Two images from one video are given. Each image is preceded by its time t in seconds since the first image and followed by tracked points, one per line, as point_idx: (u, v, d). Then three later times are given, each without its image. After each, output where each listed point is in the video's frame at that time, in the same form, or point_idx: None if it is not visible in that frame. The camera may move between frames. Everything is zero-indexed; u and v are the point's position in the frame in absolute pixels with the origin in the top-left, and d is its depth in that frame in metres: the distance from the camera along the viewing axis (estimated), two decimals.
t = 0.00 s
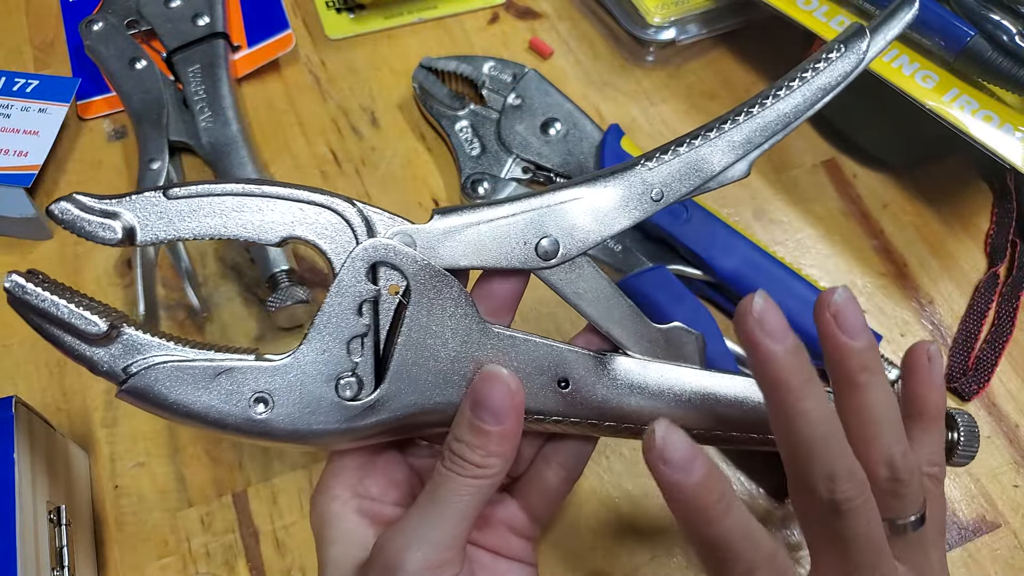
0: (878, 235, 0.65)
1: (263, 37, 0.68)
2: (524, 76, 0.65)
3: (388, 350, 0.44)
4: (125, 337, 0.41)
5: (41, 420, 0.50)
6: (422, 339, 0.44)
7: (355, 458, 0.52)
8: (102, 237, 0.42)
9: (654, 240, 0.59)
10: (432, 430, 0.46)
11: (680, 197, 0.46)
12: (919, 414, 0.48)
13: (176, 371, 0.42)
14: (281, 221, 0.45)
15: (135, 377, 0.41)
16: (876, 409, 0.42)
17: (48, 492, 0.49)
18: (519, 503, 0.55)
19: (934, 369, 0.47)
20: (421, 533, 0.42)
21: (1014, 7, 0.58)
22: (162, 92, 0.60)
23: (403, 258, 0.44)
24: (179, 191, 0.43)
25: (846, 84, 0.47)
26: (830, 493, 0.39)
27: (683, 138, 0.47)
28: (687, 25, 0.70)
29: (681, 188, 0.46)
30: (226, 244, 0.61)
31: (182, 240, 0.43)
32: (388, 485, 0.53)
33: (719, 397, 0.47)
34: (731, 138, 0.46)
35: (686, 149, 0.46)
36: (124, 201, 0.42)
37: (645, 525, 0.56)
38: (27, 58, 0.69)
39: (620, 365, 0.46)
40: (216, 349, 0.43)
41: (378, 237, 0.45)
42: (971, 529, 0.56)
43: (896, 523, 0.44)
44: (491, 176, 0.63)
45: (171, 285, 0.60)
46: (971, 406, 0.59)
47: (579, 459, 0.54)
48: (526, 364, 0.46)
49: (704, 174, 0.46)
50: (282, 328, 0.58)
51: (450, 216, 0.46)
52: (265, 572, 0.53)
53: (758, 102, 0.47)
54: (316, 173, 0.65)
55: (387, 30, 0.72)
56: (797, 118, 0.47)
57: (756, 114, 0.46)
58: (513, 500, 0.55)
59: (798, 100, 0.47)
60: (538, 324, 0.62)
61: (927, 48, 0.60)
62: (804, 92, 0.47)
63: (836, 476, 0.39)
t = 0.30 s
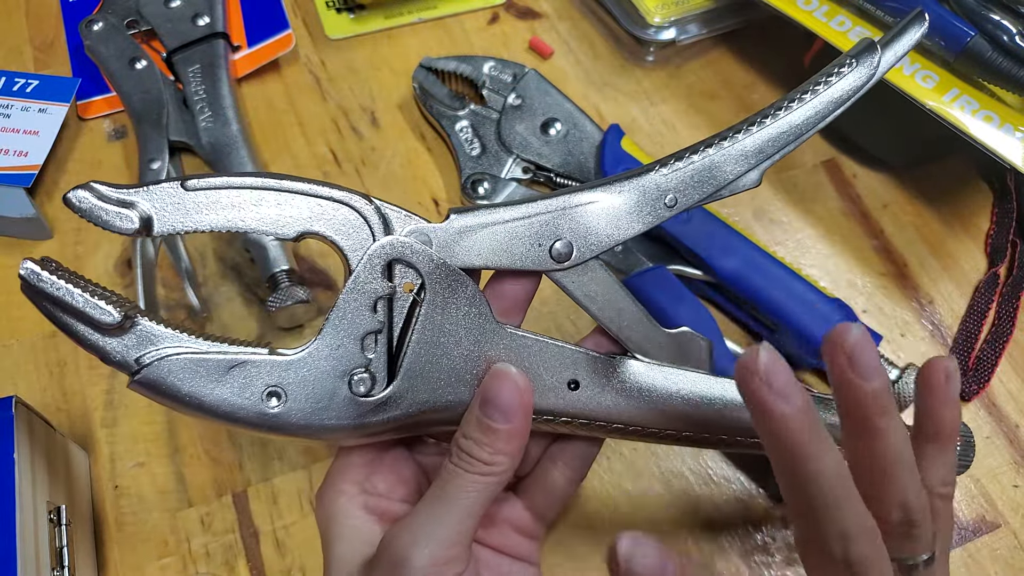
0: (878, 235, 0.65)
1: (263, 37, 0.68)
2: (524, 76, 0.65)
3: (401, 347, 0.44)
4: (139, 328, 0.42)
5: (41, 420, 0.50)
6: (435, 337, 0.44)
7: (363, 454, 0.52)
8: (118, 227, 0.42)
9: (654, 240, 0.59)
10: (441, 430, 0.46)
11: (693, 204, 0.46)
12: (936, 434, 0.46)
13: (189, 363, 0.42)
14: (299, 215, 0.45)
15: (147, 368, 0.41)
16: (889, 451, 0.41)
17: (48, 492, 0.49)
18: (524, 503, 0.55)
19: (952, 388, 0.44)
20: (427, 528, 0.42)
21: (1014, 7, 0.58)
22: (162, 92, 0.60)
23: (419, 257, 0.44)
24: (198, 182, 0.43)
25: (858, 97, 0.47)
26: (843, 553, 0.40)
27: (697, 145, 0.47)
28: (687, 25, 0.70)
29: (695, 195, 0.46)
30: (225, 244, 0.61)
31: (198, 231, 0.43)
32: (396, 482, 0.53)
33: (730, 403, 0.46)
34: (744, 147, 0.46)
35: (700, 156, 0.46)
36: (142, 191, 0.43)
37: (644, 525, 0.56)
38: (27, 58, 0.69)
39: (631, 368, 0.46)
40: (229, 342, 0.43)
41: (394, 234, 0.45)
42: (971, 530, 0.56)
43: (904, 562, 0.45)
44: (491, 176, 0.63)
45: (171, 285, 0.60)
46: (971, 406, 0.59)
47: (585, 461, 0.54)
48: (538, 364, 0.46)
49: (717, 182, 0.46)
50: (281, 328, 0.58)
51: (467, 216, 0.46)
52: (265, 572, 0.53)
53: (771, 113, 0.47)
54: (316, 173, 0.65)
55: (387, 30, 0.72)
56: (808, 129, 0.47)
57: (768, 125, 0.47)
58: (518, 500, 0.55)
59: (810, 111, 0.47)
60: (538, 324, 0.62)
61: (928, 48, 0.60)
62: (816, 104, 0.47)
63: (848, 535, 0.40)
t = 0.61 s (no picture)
0: (878, 235, 0.65)
1: (263, 37, 0.68)
2: (524, 76, 0.65)
3: (399, 347, 0.44)
4: (137, 328, 0.41)
5: (41, 420, 0.50)
6: (434, 337, 0.44)
7: (361, 454, 0.52)
8: (117, 227, 0.42)
9: (653, 240, 0.59)
10: (439, 429, 0.46)
11: (690, 204, 0.46)
12: (898, 410, 0.45)
13: (188, 363, 0.42)
14: (297, 216, 0.45)
15: (146, 368, 0.41)
16: (831, 409, 0.40)
17: (48, 492, 0.49)
18: (522, 503, 0.55)
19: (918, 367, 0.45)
20: (424, 527, 0.42)
21: (1014, 7, 0.58)
22: (162, 92, 0.60)
23: (417, 257, 0.44)
24: (195, 183, 0.43)
25: (855, 97, 0.47)
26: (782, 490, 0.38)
27: (694, 145, 0.47)
28: (687, 25, 0.70)
29: (692, 195, 0.46)
30: (225, 244, 0.61)
31: (196, 232, 0.43)
32: (394, 481, 0.53)
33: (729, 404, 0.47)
34: (741, 147, 0.46)
35: (697, 156, 0.46)
36: (140, 191, 0.43)
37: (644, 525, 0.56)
38: (27, 58, 0.69)
39: (629, 367, 0.46)
40: (227, 342, 0.43)
41: (393, 235, 0.45)
42: (971, 530, 0.56)
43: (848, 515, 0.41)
44: (491, 176, 0.62)
45: (171, 285, 0.60)
46: (971, 406, 0.59)
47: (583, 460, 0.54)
48: (536, 363, 0.45)
49: (715, 182, 0.46)
50: (281, 328, 0.58)
51: (466, 216, 0.46)
52: (265, 572, 0.53)
53: (768, 113, 0.47)
54: (316, 173, 0.65)
55: (387, 30, 0.72)
56: (805, 130, 0.47)
57: (765, 125, 0.47)
58: (516, 500, 0.55)
59: (807, 112, 0.47)
60: (537, 324, 0.62)
61: (927, 48, 0.60)
62: (813, 105, 0.47)
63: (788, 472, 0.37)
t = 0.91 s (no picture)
0: (878, 235, 0.65)
1: (263, 37, 0.68)
2: (524, 76, 0.65)
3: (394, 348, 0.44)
4: (132, 332, 0.41)
5: (41, 419, 0.50)
6: (429, 338, 0.44)
7: (359, 455, 0.52)
8: (110, 231, 0.42)
9: (653, 239, 0.59)
10: (435, 429, 0.46)
11: (685, 201, 0.46)
12: (928, 415, 0.48)
13: (183, 367, 0.42)
14: (290, 217, 0.45)
15: (141, 372, 0.41)
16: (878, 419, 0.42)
17: (48, 492, 0.49)
18: (520, 501, 0.55)
19: (947, 372, 0.47)
20: (420, 526, 0.42)
21: (1014, 8, 0.58)
22: (162, 92, 0.60)
23: (411, 258, 0.44)
24: (188, 185, 0.43)
25: (850, 93, 0.47)
26: (830, 512, 0.39)
27: (689, 143, 0.47)
28: (686, 25, 0.70)
29: (687, 193, 0.46)
30: (225, 244, 0.61)
31: (190, 235, 0.43)
32: (391, 482, 0.53)
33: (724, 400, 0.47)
34: (736, 144, 0.46)
35: (692, 154, 0.46)
36: (132, 195, 0.43)
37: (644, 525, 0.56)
38: (27, 58, 0.69)
39: (624, 365, 0.46)
40: (222, 345, 0.43)
41: (387, 236, 0.45)
42: (971, 530, 0.56)
43: (888, 534, 0.44)
44: (491, 176, 0.62)
45: (171, 285, 0.60)
46: (971, 406, 0.59)
47: (580, 458, 0.54)
48: (532, 363, 0.45)
49: (710, 180, 0.46)
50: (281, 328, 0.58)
51: (461, 216, 0.46)
52: (265, 572, 0.53)
53: (762, 110, 0.47)
54: (316, 173, 0.65)
55: (387, 30, 0.72)
56: (799, 126, 0.47)
57: (760, 122, 0.47)
58: (514, 499, 0.55)
59: (801, 109, 0.47)
60: (538, 325, 0.62)
61: (927, 48, 0.60)
62: (807, 101, 0.47)
63: (836, 495, 0.39)
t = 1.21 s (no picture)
0: (878, 235, 0.65)
1: (263, 36, 0.68)
2: (524, 76, 0.65)
3: (391, 351, 0.44)
4: (131, 332, 0.41)
5: (41, 420, 0.50)
6: (425, 341, 0.44)
7: (355, 459, 0.52)
8: (110, 231, 0.42)
9: (653, 240, 0.59)
10: (430, 433, 0.46)
11: (680, 209, 0.46)
12: (936, 390, 0.50)
13: (180, 367, 0.42)
14: (289, 220, 0.45)
15: (139, 371, 0.41)
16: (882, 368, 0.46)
17: (48, 492, 0.49)
18: (516, 507, 0.55)
19: (953, 353, 0.51)
20: (417, 529, 0.42)
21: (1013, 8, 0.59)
22: (162, 92, 0.60)
23: (409, 261, 0.45)
24: (189, 188, 0.43)
25: (845, 103, 0.47)
26: (826, 429, 0.42)
27: (685, 150, 0.47)
28: (686, 26, 0.70)
29: (682, 200, 0.46)
30: (225, 244, 0.61)
31: (190, 237, 0.43)
32: (387, 486, 0.53)
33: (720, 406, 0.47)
34: (731, 153, 0.46)
35: (688, 162, 0.46)
36: (134, 196, 0.43)
37: (644, 526, 0.56)
38: (27, 58, 0.69)
39: (619, 372, 0.46)
40: (220, 346, 0.44)
41: (384, 239, 0.45)
42: (971, 530, 0.56)
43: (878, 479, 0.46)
44: (492, 176, 0.62)
45: (171, 285, 0.60)
46: (971, 406, 0.59)
47: (576, 465, 0.55)
48: (528, 367, 0.46)
49: (705, 188, 0.46)
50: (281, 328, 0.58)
51: (459, 221, 0.46)
52: (265, 572, 0.53)
53: (757, 119, 0.47)
54: (316, 173, 0.65)
55: (387, 30, 0.72)
56: (795, 135, 0.47)
57: (755, 131, 0.46)
58: (510, 505, 0.55)
59: (797, 119, 0.47)
60: (537, 325, 0.62)
61: (927, 48, 0.60)
62: (803, 111, 0.47)
63: (833, 413, 0.42)
